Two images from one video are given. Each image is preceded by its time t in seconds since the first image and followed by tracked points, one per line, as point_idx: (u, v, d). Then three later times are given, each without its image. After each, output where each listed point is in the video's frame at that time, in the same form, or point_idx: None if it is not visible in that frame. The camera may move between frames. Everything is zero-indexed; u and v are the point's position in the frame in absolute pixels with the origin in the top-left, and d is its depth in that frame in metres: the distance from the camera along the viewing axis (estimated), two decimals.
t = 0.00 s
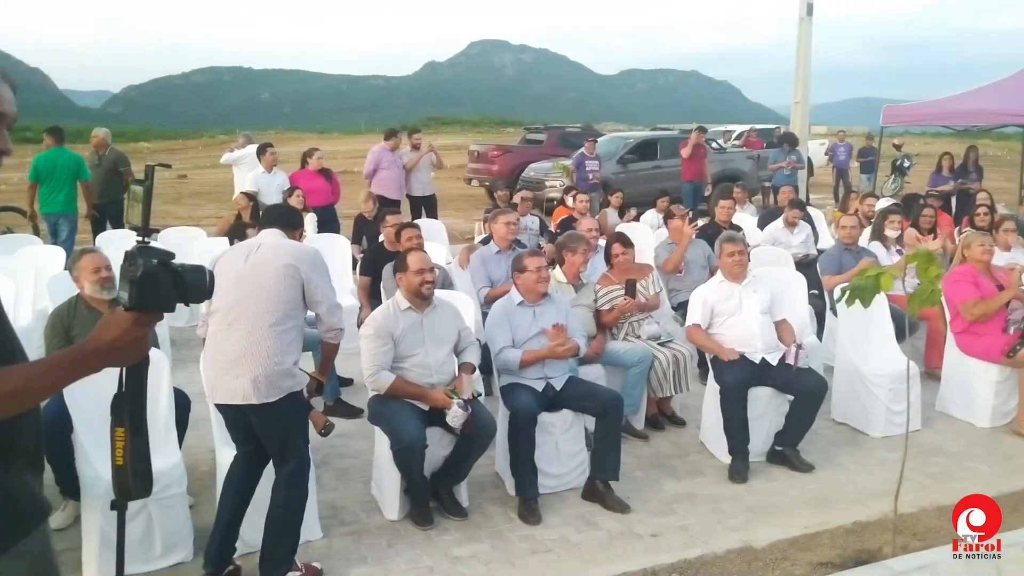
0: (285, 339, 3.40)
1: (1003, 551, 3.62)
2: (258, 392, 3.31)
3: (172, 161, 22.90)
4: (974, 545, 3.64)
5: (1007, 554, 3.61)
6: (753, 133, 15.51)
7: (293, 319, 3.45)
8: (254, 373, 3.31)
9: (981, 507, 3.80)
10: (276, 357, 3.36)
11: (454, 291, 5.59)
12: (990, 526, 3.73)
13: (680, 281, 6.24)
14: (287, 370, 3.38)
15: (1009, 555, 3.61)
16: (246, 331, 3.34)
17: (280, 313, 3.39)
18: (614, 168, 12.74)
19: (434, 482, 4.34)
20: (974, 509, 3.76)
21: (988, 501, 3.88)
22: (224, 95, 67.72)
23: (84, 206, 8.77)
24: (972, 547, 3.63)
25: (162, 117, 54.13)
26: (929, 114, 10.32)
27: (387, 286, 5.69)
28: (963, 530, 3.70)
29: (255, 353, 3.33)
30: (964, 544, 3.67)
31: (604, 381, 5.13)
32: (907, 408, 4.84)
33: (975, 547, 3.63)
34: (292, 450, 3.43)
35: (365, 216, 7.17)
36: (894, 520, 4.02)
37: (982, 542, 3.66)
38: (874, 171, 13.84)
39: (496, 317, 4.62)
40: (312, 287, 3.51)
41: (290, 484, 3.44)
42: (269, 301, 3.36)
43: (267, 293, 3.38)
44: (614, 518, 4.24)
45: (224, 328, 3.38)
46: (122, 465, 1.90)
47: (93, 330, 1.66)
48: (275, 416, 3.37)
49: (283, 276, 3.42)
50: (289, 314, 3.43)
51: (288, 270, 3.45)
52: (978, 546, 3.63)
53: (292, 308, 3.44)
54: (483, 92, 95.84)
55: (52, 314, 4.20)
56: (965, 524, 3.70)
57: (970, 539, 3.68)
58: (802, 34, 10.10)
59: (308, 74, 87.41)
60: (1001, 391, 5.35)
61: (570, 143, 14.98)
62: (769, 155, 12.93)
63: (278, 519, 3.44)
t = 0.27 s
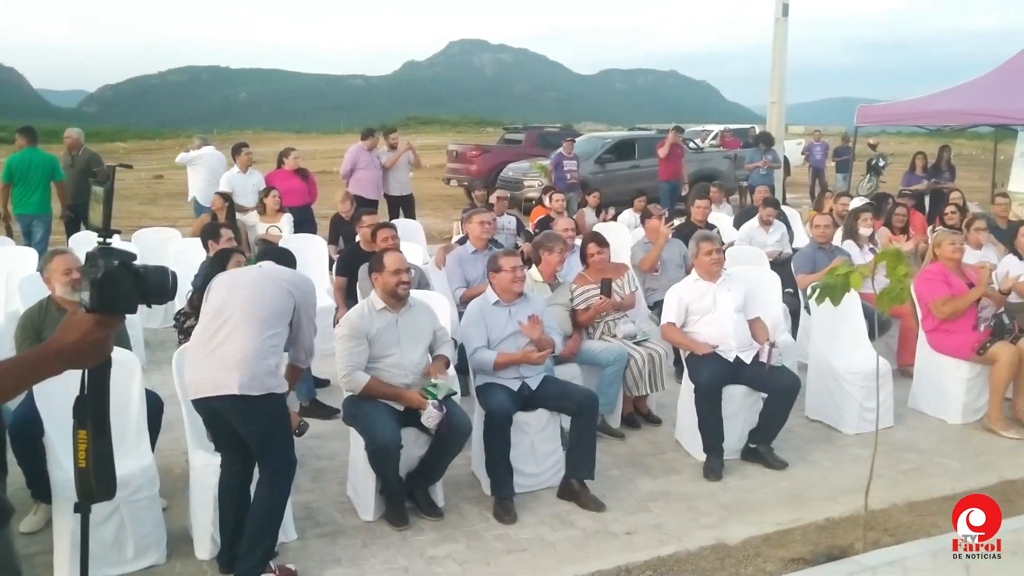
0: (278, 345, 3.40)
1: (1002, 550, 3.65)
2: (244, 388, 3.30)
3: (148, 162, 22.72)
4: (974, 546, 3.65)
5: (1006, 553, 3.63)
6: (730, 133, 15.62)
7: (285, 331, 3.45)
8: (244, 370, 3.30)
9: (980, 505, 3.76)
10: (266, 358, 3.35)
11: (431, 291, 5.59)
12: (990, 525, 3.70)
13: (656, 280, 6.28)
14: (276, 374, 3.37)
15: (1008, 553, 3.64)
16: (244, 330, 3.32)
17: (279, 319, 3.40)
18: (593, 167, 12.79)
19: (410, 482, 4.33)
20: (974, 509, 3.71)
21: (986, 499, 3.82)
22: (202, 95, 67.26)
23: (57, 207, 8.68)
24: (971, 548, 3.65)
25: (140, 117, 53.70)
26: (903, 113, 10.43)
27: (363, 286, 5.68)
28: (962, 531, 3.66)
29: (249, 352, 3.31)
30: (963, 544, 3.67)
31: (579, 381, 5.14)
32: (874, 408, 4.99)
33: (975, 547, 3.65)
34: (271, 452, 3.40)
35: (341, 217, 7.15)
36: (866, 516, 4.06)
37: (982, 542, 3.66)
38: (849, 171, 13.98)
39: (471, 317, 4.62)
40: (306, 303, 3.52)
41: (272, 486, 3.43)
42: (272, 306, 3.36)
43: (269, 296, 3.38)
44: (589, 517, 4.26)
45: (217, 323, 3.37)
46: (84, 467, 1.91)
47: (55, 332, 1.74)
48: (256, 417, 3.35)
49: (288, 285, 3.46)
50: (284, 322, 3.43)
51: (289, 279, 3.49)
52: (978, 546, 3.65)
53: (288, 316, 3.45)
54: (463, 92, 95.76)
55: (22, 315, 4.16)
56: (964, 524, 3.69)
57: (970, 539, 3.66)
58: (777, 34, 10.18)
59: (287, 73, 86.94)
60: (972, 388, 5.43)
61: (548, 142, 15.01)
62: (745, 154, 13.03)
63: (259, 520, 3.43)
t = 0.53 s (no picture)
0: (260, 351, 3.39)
1: (1003, 550, 3.64)
2: (219, 387, 3.28)
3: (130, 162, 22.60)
4: (973, 546, 3.67)
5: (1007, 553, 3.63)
6: (713, 133, 15.69)
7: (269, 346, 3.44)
8: (221, 369, 3.28)
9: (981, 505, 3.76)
10: (246, 361, 3.34)
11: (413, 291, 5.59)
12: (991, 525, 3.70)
13: (639, 279, 6.31)
14: (253, 379, 3.35)
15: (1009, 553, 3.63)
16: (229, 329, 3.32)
17: (266, 326, 3.39)
18: (576, 167, 12.81)
19: (392, 483, 4.33)
20: (974, 509, 3.72)
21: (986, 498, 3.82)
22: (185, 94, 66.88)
23: (37, 208, 8.62)
24: (971, 548, 3.65)
25: (123, 117, 53.36)
26: (884, 113, 10.51)
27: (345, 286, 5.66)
28: (962, 532, 3.69)
29: (230, 353, 3.30)
30: (963, 545, 3.68)
31: (562, 380, 5.14)
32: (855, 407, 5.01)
33: (975, 547, 3.66)
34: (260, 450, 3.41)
35: (325, 217, 7.14)
36: (846, 513, 4.09)
37: (982, 542, 3.68)
38: (831, 171, 14.07)
39: (454, 317, 4.61)
40: (295, 318, 3.52)
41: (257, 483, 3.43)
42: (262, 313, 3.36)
43: (261, 303, 3.39)
44: (571, 516, 4.27)
45: (204, 319, 3.37)
46: (56, 468, 1.99)
47: (28, 333, 1.76)
48: (235, 416, 3.33)
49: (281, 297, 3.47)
50: (269, 335, 3.42)
51: (282, 293, 3.51)
52: (978, 546, 3.66)
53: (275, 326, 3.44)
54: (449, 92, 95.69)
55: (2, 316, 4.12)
56: (964, 525, 3.71)
57: (970, 539, 3.69)
58: (760, 34, 10.22)
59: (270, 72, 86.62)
60: (951, 386, 5.47)
61: (533, 142, 15.02)
62: (729, 154, 13.10)
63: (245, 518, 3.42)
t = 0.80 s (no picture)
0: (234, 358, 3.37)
1: (1003, 550, 3.66)
2: (183, 389, 3.27)
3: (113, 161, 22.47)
4: (973, 545, 3.69)
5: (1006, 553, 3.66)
6: (698, 133, 15.76)
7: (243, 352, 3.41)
8: (188, 370, 3.27)
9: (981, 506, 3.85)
10: (214, 365, 3.31)
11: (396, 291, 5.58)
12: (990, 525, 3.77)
13: (622, 279, 6.33)
14: (220, 384, 3.31)
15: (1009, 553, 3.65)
16: (206, 330, 3.32)
17: (243, 334, 3.38)
18: (561, 167, 12.83)
19: (374, 483, 4.32)
20: (974, 509, 3.80)
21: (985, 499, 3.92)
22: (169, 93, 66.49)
23: (16, 208, 8.54)
24: (971, 548, 3.68)
25: (105, 116, 53.00)
26: (867, 114, 10.59)
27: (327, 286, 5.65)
28: (963, 531, 3.75)
29: (200, 355, 3.29)
30: (964, 545, 3.71)
31: (545, 380, 5.15)
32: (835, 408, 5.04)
33: (974, 546, 3.68)
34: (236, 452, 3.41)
35: (308, 217, 7.11)
36: (826, 512, 4.11)
37: (983, 542, 3.72)
38: (814, 171, 14.15)
39: (435, 317, 4.61)
40: (278, 327, 3.48)
41: (235, 483, 3.43)
42: (241, 321, 3.35)
43: (245, 310, 3.38)
44: (553, 516, 4.27)
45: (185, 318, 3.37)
46: (31, 471, 1.98)
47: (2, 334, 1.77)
48: (200, 418, 3.30)
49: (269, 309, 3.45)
50: (245, 341, 3.39)
51: (269, 301, 3.48)
52: (977, 546, 3.68)
53: (255, 335, 3.42)
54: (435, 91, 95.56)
55: None
56: (964, 525, 3.77)
57: (970, 539, 3.73)
58: (743, 35, 10.26)
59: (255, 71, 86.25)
60: (931, 385, 5.52)
61: (517, 142, 15.03)
62: (712, 154, 13.16)
63: (223, 516, 3.42)
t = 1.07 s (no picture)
0: (195, 364, 3.38)
1: (1003, 550, 3.66)
2: (140, 390, 3.33)
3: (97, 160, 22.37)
4: (974, 546, 3.69)
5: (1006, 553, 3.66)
6: (683, 134, 15.83)
7: (212, 356, 3.40)
8: (146, 371, 3.33)
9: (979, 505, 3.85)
10: (173, 369, 3.34)
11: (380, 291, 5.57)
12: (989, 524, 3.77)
13: (607, 279, 6.36)
14: (174, 389, 3.33)
15: (1009, 553, 3.65)
16: (173, 331, 3.37)
17: (207, 341, 3.37)
18: (547, 167, 12.86)
19: (358, 484, 4.31)
20: (973, 509, 3.80)
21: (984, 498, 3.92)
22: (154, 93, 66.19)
23: None
24: (971, 549, 3.67)
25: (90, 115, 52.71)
26: (851, 115, 10.66)
27: (311, 286, 5.64)
28: (963, 532, 3.75)
29: (160, 358, 3.34)
30: (964, 545, 3.70)
31: (529, 380, 5.15)
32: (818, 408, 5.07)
33: (975, 547, 3.68)
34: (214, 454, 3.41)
35: (293, 217, 7.10)
36: (807, 511, 4.13)
37: (983, 542, 3.71)
38: (799, 172, 14.24)
39: (419, 317, 4.60)
40: (253, 333, 3.39)
41: (212, 485, 3.41)
42: (204, 326, 3.34)
43: (210, 317, 3.36)
44: (536, 516, 4.27)
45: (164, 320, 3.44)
46: (8, 472, 1.98)
47: None
48: (159, 422, 3.34)
49: (237, 319, 3.39)
50: (211, 346, 3.38)
51: (246, 306, 3.42)
52: (978, 546, 3.68)
53: (221, 344, 3.40)
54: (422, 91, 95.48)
55: None
56: (964, 525, 3.78)
57: (971, 539, 3.72)
58: (728, 36, 10.31)
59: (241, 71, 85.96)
60: (913, 384, 5.56)
61: (504, 143, 15.05)
62: (698, 155, 13.22)
63: (200, 516, 3.41)
